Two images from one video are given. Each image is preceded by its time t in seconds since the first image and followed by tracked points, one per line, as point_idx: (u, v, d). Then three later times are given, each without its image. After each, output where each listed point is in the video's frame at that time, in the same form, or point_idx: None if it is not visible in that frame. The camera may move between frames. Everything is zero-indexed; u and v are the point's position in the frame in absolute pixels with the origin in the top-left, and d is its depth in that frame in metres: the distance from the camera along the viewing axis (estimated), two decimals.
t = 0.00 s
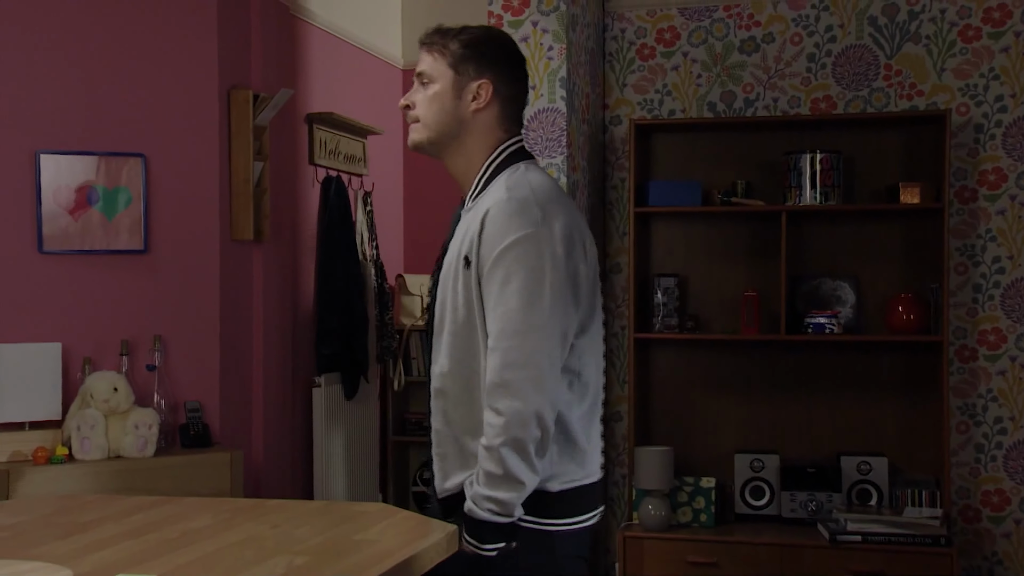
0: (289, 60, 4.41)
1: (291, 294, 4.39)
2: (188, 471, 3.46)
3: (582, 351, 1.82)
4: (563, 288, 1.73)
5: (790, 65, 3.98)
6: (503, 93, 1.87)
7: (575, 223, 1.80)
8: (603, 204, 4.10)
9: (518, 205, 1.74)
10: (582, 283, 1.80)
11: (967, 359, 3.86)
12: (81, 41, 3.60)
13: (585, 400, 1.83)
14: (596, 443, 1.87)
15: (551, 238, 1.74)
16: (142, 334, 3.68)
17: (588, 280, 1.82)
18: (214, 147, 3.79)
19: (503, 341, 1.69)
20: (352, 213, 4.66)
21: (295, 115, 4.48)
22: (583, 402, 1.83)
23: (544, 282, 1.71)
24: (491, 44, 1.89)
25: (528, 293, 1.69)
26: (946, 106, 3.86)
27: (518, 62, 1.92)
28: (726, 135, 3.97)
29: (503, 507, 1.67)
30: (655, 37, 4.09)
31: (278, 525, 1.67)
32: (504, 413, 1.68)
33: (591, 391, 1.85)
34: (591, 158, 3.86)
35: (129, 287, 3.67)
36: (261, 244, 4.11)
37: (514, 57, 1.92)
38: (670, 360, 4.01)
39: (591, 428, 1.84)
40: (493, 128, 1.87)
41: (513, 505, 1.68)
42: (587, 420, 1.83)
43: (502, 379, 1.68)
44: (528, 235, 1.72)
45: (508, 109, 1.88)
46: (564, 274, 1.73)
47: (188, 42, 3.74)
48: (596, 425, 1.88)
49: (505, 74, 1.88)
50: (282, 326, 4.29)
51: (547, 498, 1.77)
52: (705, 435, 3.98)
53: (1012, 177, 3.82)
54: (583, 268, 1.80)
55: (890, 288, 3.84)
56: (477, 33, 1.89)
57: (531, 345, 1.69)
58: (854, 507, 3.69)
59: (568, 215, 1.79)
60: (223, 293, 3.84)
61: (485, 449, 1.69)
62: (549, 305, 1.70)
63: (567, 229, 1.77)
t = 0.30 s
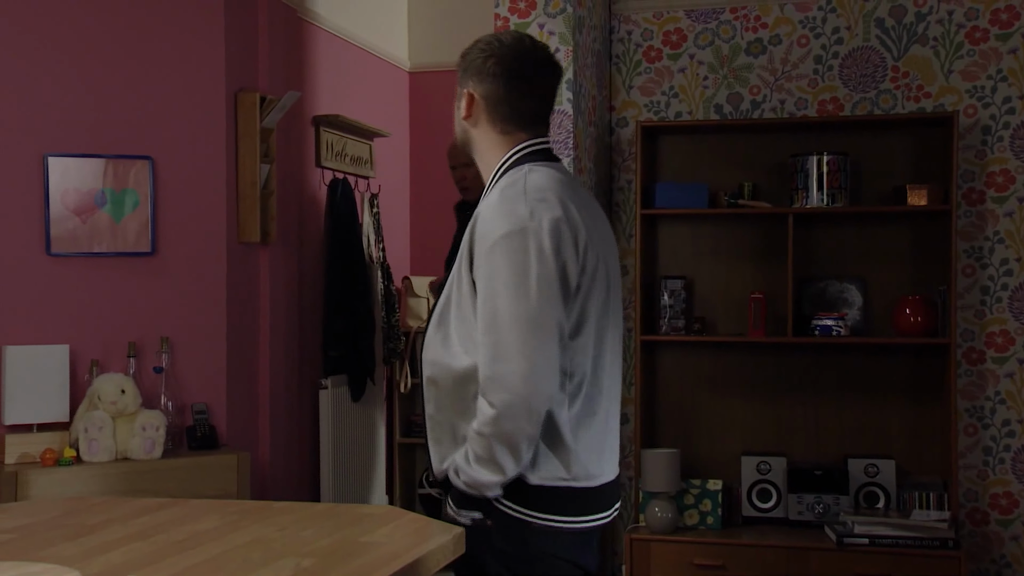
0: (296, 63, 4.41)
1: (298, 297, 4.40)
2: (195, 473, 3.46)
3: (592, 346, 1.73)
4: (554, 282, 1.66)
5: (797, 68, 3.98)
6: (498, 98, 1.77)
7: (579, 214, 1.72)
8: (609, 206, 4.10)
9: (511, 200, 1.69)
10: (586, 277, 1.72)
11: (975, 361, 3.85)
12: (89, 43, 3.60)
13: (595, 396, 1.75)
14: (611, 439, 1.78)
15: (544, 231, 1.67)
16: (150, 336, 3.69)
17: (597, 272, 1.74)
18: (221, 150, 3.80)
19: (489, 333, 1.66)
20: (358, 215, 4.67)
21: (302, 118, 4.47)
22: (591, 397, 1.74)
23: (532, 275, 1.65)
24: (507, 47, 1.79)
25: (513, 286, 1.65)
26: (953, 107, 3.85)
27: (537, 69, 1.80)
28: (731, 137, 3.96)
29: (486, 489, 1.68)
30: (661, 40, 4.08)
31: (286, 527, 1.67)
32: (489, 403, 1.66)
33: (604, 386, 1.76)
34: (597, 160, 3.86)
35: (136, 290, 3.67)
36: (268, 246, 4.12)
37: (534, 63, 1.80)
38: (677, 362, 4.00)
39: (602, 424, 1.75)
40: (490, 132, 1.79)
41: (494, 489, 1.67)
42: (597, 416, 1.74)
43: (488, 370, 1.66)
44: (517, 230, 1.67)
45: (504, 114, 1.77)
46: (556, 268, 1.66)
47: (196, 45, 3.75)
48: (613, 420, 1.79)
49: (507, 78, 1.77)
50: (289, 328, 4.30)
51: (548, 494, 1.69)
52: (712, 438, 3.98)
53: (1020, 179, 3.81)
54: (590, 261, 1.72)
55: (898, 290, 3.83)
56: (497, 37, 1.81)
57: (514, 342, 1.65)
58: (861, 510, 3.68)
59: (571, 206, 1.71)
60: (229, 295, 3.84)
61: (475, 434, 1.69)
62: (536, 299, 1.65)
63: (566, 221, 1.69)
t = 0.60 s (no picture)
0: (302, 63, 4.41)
1: (303, 298, 4.41)
2: (201, 473, 3.46)
3: (587, 342, 1.67)
4: (533, 276, 1.62)
5: (802, 68, 3.98)
6: (509, 109, 1.76)
7: (570, 208, 1.67)
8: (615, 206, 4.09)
9: (502, 198, 1.68)
10: (579, 273, 1.66)
11: (981, 362, 3.84)
12: (94, 44, 3.60)
13: (593, 395, 1.67)
14: (614, 439, 1.70)
15: (525, 225, 1.65)
16: (155, 337, 3.70)
17: (593, 267, 1.67)
18: (226, 151, 3.80)
19: (469, 327, 1.66)
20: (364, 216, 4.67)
21: (308, 118, 4.47)
22: (586, 395, 1.67)
23: (508, 268, 1.63)
24: (524, 57, 1.76)
25: (489, 280, 1.64)
26: (959, 108, 3.84)
27: (553, 79, 1.77)
28: (736, 137, 3.96)
29: (467, 478, 1.70)
30: (666, 40, 4.08)
31: (292, 527, 1.67)
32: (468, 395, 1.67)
33: (606, 385, 1.68)
34: (603, 160, 3.86)
35: (142, 290, 3.68)
36: (274, 247, 4.12)
37: (551, 73, 1.77)
38: (682, 362, 4.00)
39: (600, 425, 1.68)
40: (503, 141, 1.79)
41: (473, 477, 1.69)
42: (594, 415, 1.67)
43: (467, 362, 1.66)
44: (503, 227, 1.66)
45: (517, 126, 1.76)
46: (535, 262, 1.63)
47: (202, 46, 3.75)
48: (618, 421, 1.71)
49: (520, 89, 1.75)
50: (295, 328, 4.30)
51: (536, 491, 1.68)
52: (717, 438, 3.98)
53: None
54: (581, 256, 1.66)
55: (903, 291, 3.82)
56: (516, 46, 1.78)
57: (492, 338, 1.63)
58: (867, 510, 3.68)
59: (562, 200, 1.67)
60: (235, 295, 3.85)
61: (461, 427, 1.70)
62: (512, 292, 1.63)
63: (551, 216, 1.65)
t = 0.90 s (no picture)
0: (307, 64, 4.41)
1: (308, 298, 4.41)
2: (206, 473, 3.46)
3: (534, 337, 1.64)
4: (463, 268, 1.64)
5: (807, 68, 3.97)
6: (520, 113, 1.76)
7: (517, 199, 1.66)
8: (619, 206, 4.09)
9: (457, 189, 1.71)
10: (519, 266, 1.64)
11: (986, 362, 3.84)
12: (99, 44, 3.61)
13: (532, 392, 1.65)
14: (565, 439, 1.65)
15: (466, 216, 1.66)
16: (160, 337, 3.70)
17: (536, 261, 1.64)
18: (231, 151, 3.80)
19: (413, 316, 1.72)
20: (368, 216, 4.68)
21: (313, 119, 4.48)
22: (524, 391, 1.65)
23: (444, 260, 1.67)
24: (533, 57, 1.75)
25: (430, 271, 1.69)
26: (964, 107, 3.84)
27: (561, 77, 1.76)
28: (739, 137, 3.95)
29: (421, 478, 1.74)
30: (671, 40, 4.08)
31: (297, 527, 1.67)
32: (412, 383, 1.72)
33: (548, 382, 1.64)
34: (608, 160, 3.86)
35: (146, 290, 3.68)
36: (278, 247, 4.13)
37: (559, 72, 1.76)
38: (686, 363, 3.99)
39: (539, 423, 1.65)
40: (510, 140, 1.80)
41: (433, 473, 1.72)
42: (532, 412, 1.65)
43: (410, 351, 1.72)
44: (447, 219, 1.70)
45: (523, 126, 1.77)
46: (466, 254, 1.64)
47: (207, 46, 3.76)
48: (573, 421, 1.65)
49: (526, 90, 1.75)
50: (299, 328, 4.31)
51: (494, 490, 1.68)
52: (721, 439, 3.97)
53: None
54: (527, 250, 1.64)
55: (908, 291, 3.82)
56: (524, 44, 1.77)
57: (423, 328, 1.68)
58: (871, 511, 3.67)
59: (511, 191, 1.66)
60: (239, 295, 3.85)
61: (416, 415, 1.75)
62: (447, 286, 1.65)
63: (492, 207, 1.65)
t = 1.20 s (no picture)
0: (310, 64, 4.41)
1: (309, 298, 4.41)
2: (208, 474, 3.46)
3: (506, 339, 1.65)
4: (426, 274, 1.68)
5: (809, 68, 3.97)
6: (499, 116, 1.76)
7: (477, 201, 1.68)
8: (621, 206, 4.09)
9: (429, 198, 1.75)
10: (482, 267, 1.66)
11: (988, 363, 3.84)
12: (100, 44, 3.59)
13: (508, 395, 1.66)
14: (541, 438, 1.65)
15: (429, 223, 1.70)
16: (162, 338, 3.70)
17: (500, 261, 1.66)
18: (233, 151, 3.80)
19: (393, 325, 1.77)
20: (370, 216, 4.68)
21: (315, 119, 4.48)
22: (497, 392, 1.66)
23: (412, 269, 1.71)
24: (509, 58, 1.75)
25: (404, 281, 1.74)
26: (967, 108, 3.84)
27: (539, 78, 1.76)
28: (741, 137, 3.95)
29: (415, 488, 1.77)
30: (673, 40, 4.08)
31: (298, 528, 1.67)
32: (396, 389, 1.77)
33: (518, 382, 1.64)
34: (609, 160, 3.86)
35: (148, 291, 3.68)
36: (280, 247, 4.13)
37: (537, 73, 1.75)
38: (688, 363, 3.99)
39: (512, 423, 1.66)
40: (492, 145, 1.80)
41: (424, 483, 1.76)
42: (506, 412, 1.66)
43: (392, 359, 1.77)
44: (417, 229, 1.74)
45: (505, 130, 1.77)
46: (428, 261, 1.67)
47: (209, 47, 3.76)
48: (549, 419, 1.65)
49: (506, 94, 1.75)
50: (301, 329, 4.31)
51: (486, 496, 1.69)
52: (724, 440, 3.97)
53: None
54: (494, 253, 1.66)
55: (910, 292, 3.82)
56: (501, 46, 1.76)
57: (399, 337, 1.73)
58: (874, 511, 3.67)
59: (472, 195, 1.68)
60: (241, 296, 3.85)
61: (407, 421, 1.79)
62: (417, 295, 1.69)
63: (452, 212, 1.68)
